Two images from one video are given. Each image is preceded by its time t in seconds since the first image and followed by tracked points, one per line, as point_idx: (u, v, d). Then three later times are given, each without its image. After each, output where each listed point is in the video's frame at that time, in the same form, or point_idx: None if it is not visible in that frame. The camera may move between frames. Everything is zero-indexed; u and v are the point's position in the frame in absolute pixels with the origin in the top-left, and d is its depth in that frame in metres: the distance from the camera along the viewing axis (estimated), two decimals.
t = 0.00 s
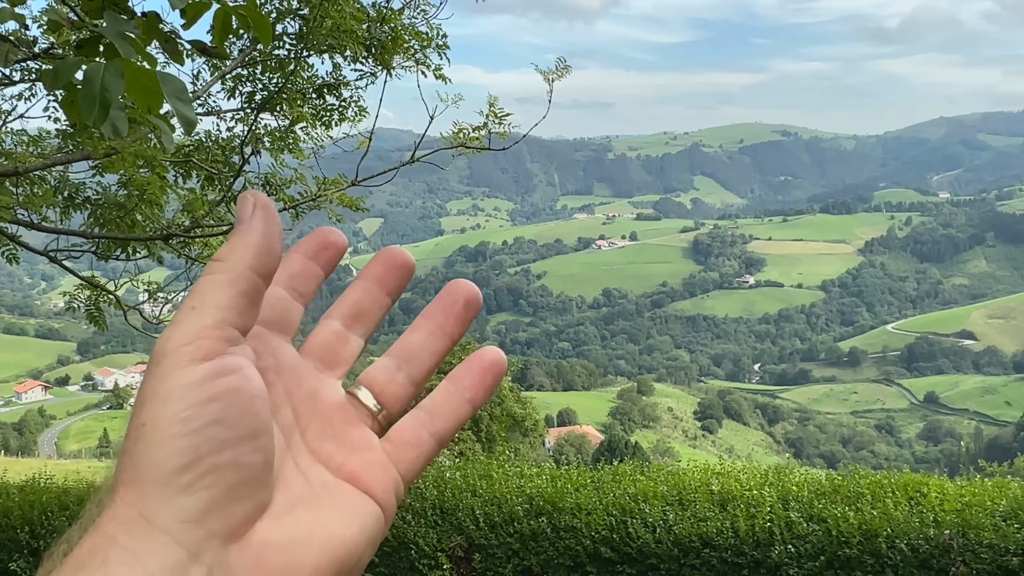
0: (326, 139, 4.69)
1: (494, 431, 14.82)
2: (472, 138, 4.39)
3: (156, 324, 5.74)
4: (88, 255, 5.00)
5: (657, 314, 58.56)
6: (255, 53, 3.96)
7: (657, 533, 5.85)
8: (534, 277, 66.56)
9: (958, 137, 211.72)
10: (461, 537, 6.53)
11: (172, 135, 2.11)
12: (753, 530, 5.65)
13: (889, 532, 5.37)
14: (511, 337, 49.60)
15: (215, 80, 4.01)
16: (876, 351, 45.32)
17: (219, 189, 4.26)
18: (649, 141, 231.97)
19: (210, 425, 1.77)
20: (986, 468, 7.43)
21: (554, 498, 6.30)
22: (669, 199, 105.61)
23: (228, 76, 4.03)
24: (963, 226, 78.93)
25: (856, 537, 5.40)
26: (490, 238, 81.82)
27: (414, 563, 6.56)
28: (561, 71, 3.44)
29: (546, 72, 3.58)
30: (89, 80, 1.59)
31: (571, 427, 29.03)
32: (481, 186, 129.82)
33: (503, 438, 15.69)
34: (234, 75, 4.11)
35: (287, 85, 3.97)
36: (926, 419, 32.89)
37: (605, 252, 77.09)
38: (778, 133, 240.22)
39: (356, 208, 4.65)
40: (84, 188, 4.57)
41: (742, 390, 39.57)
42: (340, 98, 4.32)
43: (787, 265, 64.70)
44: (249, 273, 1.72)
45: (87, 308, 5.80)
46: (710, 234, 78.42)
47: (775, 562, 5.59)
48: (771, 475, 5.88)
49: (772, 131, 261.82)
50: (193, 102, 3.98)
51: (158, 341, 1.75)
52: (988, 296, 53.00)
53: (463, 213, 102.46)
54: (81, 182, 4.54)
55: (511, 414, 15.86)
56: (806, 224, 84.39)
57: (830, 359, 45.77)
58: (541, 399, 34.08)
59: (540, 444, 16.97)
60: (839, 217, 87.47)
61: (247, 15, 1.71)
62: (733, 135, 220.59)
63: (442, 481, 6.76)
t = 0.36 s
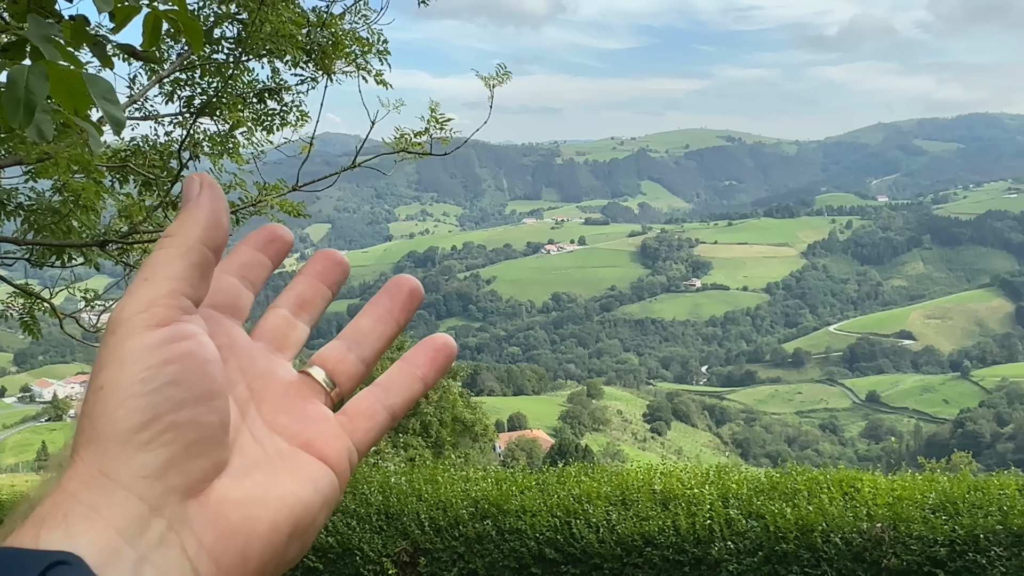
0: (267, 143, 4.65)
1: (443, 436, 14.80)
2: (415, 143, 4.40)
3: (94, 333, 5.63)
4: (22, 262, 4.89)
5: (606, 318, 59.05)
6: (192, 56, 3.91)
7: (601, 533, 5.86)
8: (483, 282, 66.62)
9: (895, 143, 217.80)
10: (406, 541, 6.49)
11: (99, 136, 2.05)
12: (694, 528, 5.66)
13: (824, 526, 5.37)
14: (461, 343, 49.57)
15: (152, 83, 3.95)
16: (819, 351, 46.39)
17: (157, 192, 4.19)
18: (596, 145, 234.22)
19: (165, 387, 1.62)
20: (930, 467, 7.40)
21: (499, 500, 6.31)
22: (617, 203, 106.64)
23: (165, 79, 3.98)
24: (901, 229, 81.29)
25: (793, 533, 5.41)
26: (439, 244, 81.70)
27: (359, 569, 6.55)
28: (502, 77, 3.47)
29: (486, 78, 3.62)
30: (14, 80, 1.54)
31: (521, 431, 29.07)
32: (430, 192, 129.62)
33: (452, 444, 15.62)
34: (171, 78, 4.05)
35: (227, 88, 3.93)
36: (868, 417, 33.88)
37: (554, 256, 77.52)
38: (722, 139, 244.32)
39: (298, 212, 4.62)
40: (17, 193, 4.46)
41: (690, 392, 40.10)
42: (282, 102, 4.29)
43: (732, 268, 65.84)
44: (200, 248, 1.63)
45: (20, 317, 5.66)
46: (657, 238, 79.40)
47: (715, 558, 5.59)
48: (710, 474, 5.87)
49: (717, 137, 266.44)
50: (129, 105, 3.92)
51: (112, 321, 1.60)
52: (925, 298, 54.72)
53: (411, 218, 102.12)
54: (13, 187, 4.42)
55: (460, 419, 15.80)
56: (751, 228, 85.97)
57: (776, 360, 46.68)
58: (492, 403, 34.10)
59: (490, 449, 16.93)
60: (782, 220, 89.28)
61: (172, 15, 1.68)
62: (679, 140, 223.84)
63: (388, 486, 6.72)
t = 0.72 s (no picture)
0: (205, 149, 4.63)
1: (397, 441, 14.77)
2: (355, 148, 4.40)
3: (29, 341, 5.56)
4: None
5: (559, 321, 59.30)
6: (127, 61, 3.86)
7: (541, 536, 4.89)
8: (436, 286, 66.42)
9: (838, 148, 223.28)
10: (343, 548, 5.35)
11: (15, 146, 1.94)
12: (633, 528, 4.67)
13: (759, 522, 4.38)
14: (414, 348, 49.32)
15: (85, 88, 3.89)
16: (768, 351, 47.15)
17: (92, 196, 4.11)
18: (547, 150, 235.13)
19: None
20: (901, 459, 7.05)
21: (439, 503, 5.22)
22: (568, 206, 107.25)
23: (99, 84, 3.92)
24: (845, 231, 83.22)
25: (729, 531, 4.41)
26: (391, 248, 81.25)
27: None
28: (440, 83, 3.49)
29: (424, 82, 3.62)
30: None
31: (475, 435, 28.98)
32: (381, 196, 128.93)
33: (405, 448, 15.51)
34: (105, 83, 4.00)
35: (163, 91, 3.90)
36: (815, 416, 34.59)
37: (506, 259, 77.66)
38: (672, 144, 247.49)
39: (238, 218, 4.59)
40: None
41: (642, 394, 40.45)
42: (222, 107, 4.26)
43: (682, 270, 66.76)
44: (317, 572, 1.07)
45: None
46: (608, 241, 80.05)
47: (654, 558, 4.62)
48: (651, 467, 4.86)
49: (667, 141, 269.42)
50: (62, 110, 3.86)
51: (303, 529, 1.03)
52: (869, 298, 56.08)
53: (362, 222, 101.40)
54: None
55: (411, 424, 15.58)
56: (700, 230, 87.16)
57: (726, 360, 47.36)
58: (445, 408, 33.97)
59: (444, 453, 16.82)
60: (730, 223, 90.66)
61: (102, 27, 1.67)
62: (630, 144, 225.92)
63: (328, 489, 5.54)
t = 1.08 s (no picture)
0: (151, 149, 4.55)
1: (356, 445, 14.66)
2: (302, 149, 4.36)
3: None
4: None
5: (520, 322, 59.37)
6: (68, 59, 3.78)
7: (493, 536, 4.67)
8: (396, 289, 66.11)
9: (793, 149, 226.87)
10: (301, 553, 5.06)
11: None
12: (584, 527, 4.51)
13: (706, 520, 4.26)
14: (374, 351, 49.02)
15: (24, 87, 3.81)
16: (726, 351, 47.70)
17: (30, 198, 4.02)
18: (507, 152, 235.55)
19: None
20: (852, 457, 7.16)
21: (394, 505, 4.97)
22: (528, 208, 107.54)
23: (39, 83, 3.84)
24: (801, 233, 84.55)
25: (678, 529, 4.29)
26: (350, 251, 80.73)
27: None
28: (387, 83, 3.49)
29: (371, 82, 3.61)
30: None
31: (436, 438, 28.91)
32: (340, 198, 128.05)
33: (364, 452, 15.35)
34: (45, 82, 3.91)
35: (105, 91, 3.83)
36: (773, 415, 35.11)
37: (467, 261, 77.60)
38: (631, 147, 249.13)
39: (183, 220, 4.52)
40: None
41: (603, 394, 40.69)
42: (167, 108, 4.20)
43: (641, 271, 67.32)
44: None
45: None
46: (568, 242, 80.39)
47: (605, 555, 4.45)
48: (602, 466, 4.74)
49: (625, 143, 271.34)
50: None
51: None
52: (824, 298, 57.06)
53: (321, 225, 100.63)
54: None
55: (370, 427, 15.38)
56: (659, 232, 87.96)
57: (685, 360, 47.84)
58: (405, 411, 33.83)
59: (404, 457, 16.67)
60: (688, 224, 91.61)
61: (27, 28, 1.56)
62: (589, 146, 227.07)
63: (283, 493, 5.22)
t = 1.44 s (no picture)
0: (106, 152, 4.49)
1: (321, 448, 14.52)
2: (259, 153, 4.32)
3: None
4: None
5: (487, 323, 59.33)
6: (19, 61, 3.71)
7: (454, 540, 4.67)
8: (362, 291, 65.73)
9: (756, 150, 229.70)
10: (259, 560, 5.02)
11: None
12: (545, 529, 4.53)
13: (666, 521, 4.29)
14: (340, 354, 48.71)
15: None
16: (691, 351, 48.08)
17: None
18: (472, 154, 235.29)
19: None
20: (814, 454, 7.20)
21: (356, 510, 4.94)
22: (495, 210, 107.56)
23: None
24: (764, 234, 85.48)
25: (638, 530, 4.32)
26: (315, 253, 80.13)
27: None
28: (345, 87, 3.47)
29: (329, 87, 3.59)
30: None
31: (403, 441, 28.79)
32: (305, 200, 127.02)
33: (329, 456, 15.19)
34: None
35: (57, 93, 3.77)
36: (737, 414, 35.46)
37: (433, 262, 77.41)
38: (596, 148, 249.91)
39: (137, 225, 4.47)
40: None
41: (570, 395, 40.82)
42: (123, 110, 4.14)
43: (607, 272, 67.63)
44: None
45: None
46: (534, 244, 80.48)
47: (566, 557, 4.47)
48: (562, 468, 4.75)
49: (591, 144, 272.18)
50: None
51: None
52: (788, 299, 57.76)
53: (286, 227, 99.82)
54: None
55: (336, 431, 15.21)
56: (625, 232, 88.41)
57: (651, 360, 48.14)
58: (371, 414, 33.64)
59: (370, 460, 16.52)
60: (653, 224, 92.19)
61: None
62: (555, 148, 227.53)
63: (242, 500, 5.16)
